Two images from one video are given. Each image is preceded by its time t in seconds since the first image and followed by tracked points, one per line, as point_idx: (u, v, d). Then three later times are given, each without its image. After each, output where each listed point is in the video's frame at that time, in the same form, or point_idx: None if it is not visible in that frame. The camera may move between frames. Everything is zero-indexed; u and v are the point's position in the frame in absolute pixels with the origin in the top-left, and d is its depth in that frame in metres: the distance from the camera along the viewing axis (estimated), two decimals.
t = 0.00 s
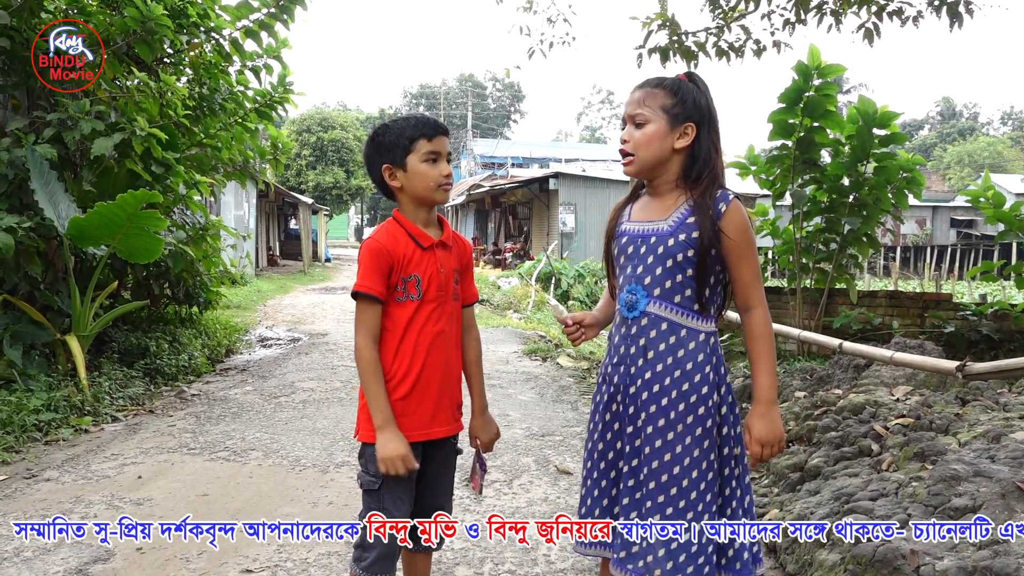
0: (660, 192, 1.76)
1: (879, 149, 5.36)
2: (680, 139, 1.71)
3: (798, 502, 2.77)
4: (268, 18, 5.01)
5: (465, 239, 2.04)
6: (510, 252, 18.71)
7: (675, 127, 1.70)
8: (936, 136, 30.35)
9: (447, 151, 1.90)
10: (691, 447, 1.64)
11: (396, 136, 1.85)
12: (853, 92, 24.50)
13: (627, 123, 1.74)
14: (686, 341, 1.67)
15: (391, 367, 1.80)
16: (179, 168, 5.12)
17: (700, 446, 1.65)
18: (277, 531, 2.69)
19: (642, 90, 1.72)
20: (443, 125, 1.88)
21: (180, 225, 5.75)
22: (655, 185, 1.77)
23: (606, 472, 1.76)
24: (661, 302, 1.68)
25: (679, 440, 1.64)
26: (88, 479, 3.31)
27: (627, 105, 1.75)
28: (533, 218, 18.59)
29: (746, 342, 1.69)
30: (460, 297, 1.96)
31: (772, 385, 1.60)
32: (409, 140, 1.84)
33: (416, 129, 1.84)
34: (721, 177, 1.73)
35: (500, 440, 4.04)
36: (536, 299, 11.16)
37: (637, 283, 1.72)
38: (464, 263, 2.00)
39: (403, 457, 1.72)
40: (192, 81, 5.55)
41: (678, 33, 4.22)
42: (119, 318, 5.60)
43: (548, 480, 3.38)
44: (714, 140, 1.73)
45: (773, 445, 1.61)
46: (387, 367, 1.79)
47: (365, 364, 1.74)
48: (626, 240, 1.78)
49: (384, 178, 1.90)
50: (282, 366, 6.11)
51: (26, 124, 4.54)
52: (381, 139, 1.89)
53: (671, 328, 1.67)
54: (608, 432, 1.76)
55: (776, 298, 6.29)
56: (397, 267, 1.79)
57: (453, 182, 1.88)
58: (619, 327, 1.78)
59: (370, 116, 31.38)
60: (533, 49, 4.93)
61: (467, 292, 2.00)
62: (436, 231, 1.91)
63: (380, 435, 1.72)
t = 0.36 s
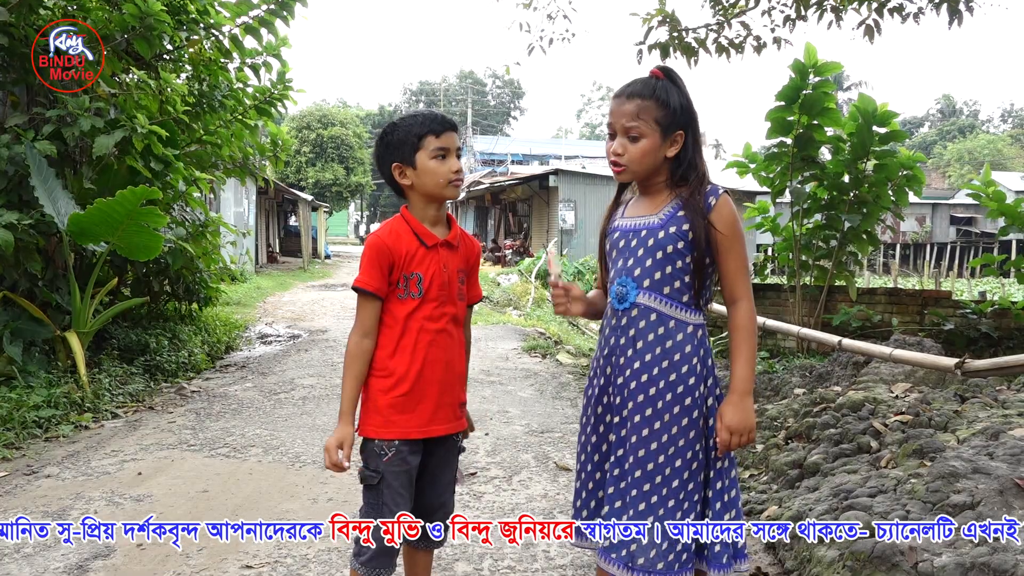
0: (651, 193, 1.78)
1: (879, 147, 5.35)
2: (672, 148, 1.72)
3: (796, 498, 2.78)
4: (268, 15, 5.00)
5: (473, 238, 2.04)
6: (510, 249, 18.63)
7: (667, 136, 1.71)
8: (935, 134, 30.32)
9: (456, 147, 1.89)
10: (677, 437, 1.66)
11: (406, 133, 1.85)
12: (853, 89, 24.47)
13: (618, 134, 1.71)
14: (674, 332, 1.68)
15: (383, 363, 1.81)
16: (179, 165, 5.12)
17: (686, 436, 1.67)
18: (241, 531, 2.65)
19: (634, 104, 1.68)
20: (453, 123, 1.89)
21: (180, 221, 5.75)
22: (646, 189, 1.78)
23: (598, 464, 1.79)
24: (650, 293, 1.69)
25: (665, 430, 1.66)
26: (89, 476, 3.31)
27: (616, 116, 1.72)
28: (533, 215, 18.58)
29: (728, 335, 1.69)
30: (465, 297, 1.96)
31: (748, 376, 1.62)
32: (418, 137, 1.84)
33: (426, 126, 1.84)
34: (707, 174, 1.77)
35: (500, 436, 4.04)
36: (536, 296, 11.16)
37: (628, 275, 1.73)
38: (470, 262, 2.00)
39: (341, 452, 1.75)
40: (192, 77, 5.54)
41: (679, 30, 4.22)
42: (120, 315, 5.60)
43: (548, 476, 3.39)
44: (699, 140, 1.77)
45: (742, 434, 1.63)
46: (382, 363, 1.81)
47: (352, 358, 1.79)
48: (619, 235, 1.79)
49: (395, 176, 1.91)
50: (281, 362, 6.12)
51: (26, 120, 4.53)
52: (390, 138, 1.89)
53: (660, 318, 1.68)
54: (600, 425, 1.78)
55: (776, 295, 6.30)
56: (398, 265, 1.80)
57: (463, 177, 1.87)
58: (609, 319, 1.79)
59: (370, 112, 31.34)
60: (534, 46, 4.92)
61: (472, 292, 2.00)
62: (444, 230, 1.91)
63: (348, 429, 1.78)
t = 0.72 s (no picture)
0: (635, 195, 1.79)
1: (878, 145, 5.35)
2: (657, 154, 1.73)
3: (795, 496, 2.78)
4: (268, 12, 4.99)
5: (476, 237, 2.04)
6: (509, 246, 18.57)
7: (654, 143, 1.71)
8: (934, 132, 30.34)
9: (461, 147, 1.88)
10: (674, 430, 1.66)
11: (411, 130, 1.85)
12: (852, 88, 24.48)
13: (606, 137, 1.71)
14: (667, 326, 1.68)
15: (384, 361, 1.81)
16: (177, 162, 5.11)
17: (681, 429, 1.67)
18: (202, 531, 2.62)
19: (626, 108, 1.68)
20: (459, 122, 1.89)
21: (179, 218, 5.75)
22: (631, 190, 1.79)
23: (594, 460, 1.78)
24: (643, 288, 1.69)
25: (663, 423, 1.65)
26: (87, 472, 3.31)
27: (606, 118, 1.71)
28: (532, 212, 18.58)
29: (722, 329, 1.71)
30: (466, 296, 1.96)
31: (751, 364, 1.63)
32: (422, 134, 1.84)
33: (430, 124, 1.84)
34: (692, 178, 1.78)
35: (498, 434, 4.04)
36: (534, 293, 11.16)
37: (619, 272, 1.73)
38: (472, 261, 2.00)
39: (363, 453, 1.77)
40: (190, 73, 5.53)
41: (678, 27, 4.21)
42: (119, 311, 5.59)
43: (546, 474, 3.39)
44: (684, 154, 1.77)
45: (751, 423, 1.63)
46: (382, 360, 1.81)
47: (356, 356, 1.79)
48: (608, 233, 1.79)
49: (398, 171, 1.91)
50: (280, 359, 6.11)
51: (24, 117, 4.52)
52: (397, 133, 1.89)
53: (654, 313, 1.68)
54: (593, 421, 1.77)
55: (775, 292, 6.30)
56: (400, 263, 1.80)
57: (465, 177, 1.86)
58: (600, 316, 1.78)
59: (369, 110, 31.31)
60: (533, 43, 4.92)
61: (473, 291, 2.00)
62: (445, 229, 1.91)
63: (353, 426, 1.78)
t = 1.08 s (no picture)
0: (625, 183, 1.77)
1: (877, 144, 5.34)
2: (645, 137, 1.72)
3: (795, 494, 2.78)
4: (268, 12, 4.99)
5: (474, 236, 2.03)
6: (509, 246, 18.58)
7: (641, 125, 1.71)
8: (934, 131, 30.34)
9: (461, 147, 1.88)
10: (672, 428, 1.66)
11: (410, 129, 1.85)
12: (852, 86, 24.46)
13: (594, 119, 1.73)
14: (658, 328, 1.68)
15: (383, 359, 1.81)
16: (177, 161, 5.11)
17: (680, 426, 1.67)
18: (167, 530, 2.60)
19: (610, 87, 1.71)
20: (460, 123, 1.88)
21: (179, 217, 5.75)
22: (619, 180, 1.77)
23: (589, 461, 1.78)
24: (632, 293, 1.69)
25: (661, 423, 1.66)
26: (88, 471, 3.31)
27: (595, 101, 1.74)
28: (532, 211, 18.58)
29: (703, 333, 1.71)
30: (464, 295, 1.96)
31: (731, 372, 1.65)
32: (422, 133, 1.84)
33: (430, 123, 1.83)
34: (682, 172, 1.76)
35: (498, 433, 4.04)
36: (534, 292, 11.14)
37: (607, 276, 1.72)
38: (471, 260, 2.00)
39: (364, 452, 1.77)
40: (190, 72, 5.52)
41: (678, 26, 4.21)
42: (119, 310, 5.59)
43: (547, 473, 3.39)
44: (676, 140, 1.75)
45: (733, 429, 1.69)
46: (381, 359, 1.81)
47: (357, 355, 1.78)
48: (592, 234, 1.77)
49: (396, 170, 1.91)
50: (281, 358, 6.11)
51: (24, 116, 4.52)
52: (396, 131, 1.88)
53: (644, 317, 1.68)
54: (587, 423, 1.76)
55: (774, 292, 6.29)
56: (399, 261, 1.80)
57: (464, 179, 1.86)
58: (587, 319, 1.77)
59: (368, 109, 31.30)
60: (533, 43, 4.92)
61: (472, 290, 2.00)
62: (443, 228, 1.91)
63: (354, 424, 1.78)
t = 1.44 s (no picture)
0: (627, 185, 1.76)
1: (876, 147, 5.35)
2: (645, 138, 1.72)
3: (795, 498, 2.78)
4: (269, 14, 4.99)
5: (469, 239, 2.04)
6: (509, 249, 18.57)
7: (639, 127, 1.71)
8: (933, 135, 30.41)
9: (454, 150, 1.89)
10: (661, 430, 1.66)
11: (405, 132, 1.85)
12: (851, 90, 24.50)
13: (592, 129, 1.75)
14: (652, 330, 1.69)
15: (379, 361, 1.80)
16: (177, 162, 5.11)
17: (670, 429, 1.67)
18: (129, 530, 2.61)
19: (604, 97, 1.73)
20: (453, 125, 1.88)
21: (179, 219, 5.75)
22: (621, 184, 1.77)
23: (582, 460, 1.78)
24: (628, 295, 1.69)
25: (649, 425, 1.66)
26: (88, 473, 3.31)
27: (591, 111, 1.76)
28: (532, 214, 18.59)
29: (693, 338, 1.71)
30: (459, 297, 1.96)
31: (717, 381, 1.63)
32: (416, 136, 1.84)
33: (425, 126, 1.83)
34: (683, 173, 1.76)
35: (498, 435, 4.04)
36: (534, 295, 11.15)
37: (603, 276, 1.73)
38: (466, 262, 2.00)
39: (366, 455, 1.76)
40: (191, 74, 5.52)
41: (678, 29, 4.22)
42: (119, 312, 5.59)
43: (546, 475, 3.39)
44: (676, 136, 1.75)
45: (714, 436, 1.66)
46: (376, 361, 1.80)
47: (353, 357, 1.78)
48: (593, 235, 1.78)
49: (391, 173, 1.90)
50: (281, 360, 6.11)
51: (25, 117, 4.52)
52: (390, 135, 1.89)
53: (638, 319, 1.69)
54: (581, 422, 1.77)
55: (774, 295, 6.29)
56: (394, 262, 1.79)
57: (458, 181, 1.86)
58: (584, 318, 1.78)
59: (369, 111, 31.34)
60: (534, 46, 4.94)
61: (467, 292, 2.00)
62: (438, 229, 1.91)
63: (351, 427, 1.78)
